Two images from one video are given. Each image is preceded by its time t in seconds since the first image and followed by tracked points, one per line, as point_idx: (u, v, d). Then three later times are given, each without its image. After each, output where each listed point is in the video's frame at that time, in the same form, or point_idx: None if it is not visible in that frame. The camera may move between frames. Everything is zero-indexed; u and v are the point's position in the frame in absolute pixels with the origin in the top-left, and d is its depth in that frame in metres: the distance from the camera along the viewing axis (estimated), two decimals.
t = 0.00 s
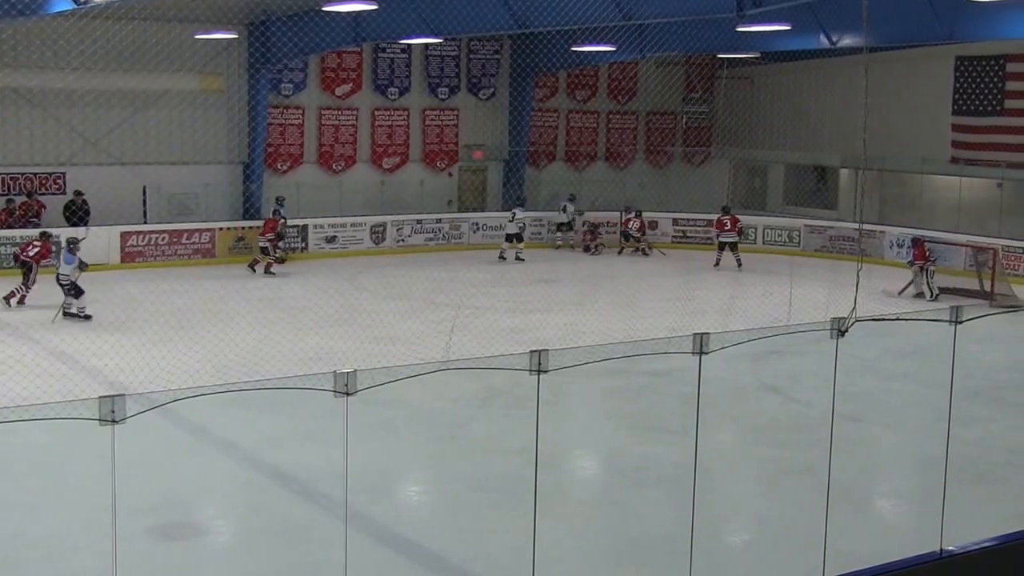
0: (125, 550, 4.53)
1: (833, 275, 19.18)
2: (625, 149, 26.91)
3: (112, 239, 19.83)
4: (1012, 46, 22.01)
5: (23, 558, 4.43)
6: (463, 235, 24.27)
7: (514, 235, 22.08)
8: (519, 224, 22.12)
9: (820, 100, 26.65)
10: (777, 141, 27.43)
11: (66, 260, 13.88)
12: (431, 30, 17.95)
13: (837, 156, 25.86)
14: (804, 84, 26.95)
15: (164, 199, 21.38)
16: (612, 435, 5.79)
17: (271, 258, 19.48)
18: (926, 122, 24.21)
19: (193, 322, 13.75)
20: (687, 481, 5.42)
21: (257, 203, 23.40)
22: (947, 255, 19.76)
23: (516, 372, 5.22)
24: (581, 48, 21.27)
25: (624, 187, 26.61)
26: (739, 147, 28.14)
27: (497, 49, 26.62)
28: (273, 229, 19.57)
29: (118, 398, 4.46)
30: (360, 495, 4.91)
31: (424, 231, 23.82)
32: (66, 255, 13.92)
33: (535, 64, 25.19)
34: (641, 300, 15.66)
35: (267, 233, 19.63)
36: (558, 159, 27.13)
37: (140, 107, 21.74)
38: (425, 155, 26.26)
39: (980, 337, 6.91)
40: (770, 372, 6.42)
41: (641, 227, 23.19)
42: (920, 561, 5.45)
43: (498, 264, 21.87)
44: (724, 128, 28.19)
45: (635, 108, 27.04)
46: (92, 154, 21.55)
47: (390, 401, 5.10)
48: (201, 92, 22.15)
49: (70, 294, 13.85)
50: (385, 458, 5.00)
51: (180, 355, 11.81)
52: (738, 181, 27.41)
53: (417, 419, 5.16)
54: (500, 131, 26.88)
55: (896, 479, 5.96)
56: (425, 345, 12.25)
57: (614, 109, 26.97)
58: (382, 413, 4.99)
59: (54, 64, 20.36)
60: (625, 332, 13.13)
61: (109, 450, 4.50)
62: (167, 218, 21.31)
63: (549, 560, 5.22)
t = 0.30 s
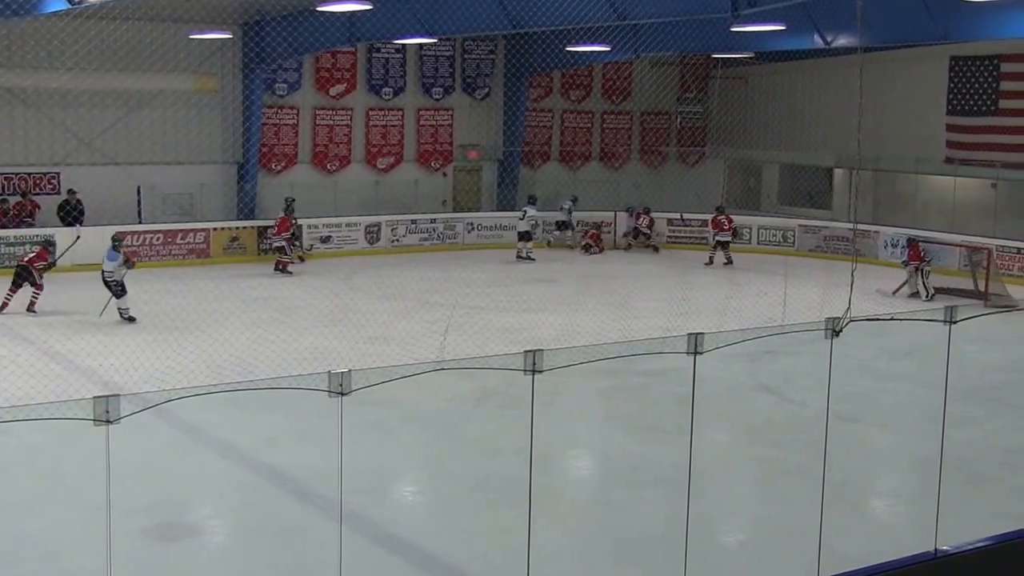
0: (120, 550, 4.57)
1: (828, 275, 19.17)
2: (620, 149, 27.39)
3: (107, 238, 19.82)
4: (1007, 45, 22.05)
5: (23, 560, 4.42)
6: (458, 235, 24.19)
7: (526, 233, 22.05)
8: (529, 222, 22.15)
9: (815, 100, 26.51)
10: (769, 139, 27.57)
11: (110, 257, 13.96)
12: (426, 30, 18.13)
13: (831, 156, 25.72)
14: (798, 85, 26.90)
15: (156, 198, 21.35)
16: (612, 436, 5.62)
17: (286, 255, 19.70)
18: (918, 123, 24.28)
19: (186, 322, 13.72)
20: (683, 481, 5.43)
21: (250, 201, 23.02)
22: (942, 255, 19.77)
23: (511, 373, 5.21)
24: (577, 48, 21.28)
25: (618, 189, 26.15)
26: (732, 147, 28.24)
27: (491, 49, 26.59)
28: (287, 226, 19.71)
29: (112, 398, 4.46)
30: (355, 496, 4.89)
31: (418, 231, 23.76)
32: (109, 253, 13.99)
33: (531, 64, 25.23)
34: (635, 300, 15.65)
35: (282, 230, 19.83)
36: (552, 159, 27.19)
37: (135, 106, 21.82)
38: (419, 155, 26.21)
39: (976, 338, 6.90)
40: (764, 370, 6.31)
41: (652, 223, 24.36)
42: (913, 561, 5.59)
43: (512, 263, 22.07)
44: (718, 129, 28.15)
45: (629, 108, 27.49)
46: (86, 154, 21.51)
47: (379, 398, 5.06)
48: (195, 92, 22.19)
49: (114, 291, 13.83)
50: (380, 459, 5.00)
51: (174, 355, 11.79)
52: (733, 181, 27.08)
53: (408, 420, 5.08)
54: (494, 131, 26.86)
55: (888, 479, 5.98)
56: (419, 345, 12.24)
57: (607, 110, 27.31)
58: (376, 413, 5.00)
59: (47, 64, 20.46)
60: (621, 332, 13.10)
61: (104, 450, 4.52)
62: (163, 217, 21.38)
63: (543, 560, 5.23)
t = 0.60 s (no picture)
0: (113, 550, 4.58)
1: (822, 275, 19.17)
2: (612, 149, 27.14)
3: (98, 239, 19.79)
4: (1000, 46, 22.09)
5: (23, 561, 4.39)
6: (451, 235, 24.19)
7: (536, 231, 22.22)
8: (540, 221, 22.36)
9: (807, 99, 26.49)
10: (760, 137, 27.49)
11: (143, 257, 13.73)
12: (418, 30, 17.85)
13: (824, 156, 25.78)
14: (790, 85, 26.85)
15: (148, 198, 21.64)
16: (606, 438, 5.55)
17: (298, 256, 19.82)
18: (908, 123, 24.34)
19: (178, 323, 13.69)
20: (676, 481, 5.45)
21: (243, 202, 23.45)
22: (936, 255, 19.83)
23: (503, 373, 5.24)
24: (571, 48, 21.29)
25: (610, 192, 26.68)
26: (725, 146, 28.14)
27: (484, 49, 26.46)
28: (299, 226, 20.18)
29: (105, 398, 4.48)
30: (348, 496, 4.90)
31: (411, 231, 23.79)
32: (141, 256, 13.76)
33: (523, 65, 25.26)
34: (627, 300, 15.64)
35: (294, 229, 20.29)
36: (546, 159, 27.10)
37: (127, 106, 21.77)
38: (412, 155, 26.21)
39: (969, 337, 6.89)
40: (757, 371, 6.21)
41: (650, 223, 24.45)
42: (907, 561, 5.65)
43: (523, 263, 22.12)
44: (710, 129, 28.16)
45: (622, 108, 27.41)
46: (79, 154, 21.45)
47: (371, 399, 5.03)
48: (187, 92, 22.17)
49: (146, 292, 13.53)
50: (372, 459, 5.00)
51: (168, 355, 11.78)
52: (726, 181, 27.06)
53: (401, 420, 5.05)
54: (487, 131, 26.86)
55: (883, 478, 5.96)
56: (413, 345, 12.24)
57: (601, 110, 27.26)
58: (368, 414, 5.00)
59: (39, 64, 20.41)
60: (614, 331, 13.10)
61: (97, 450, 4.53)
62: (155, 217, 21.71)
63: (536, 560, 5.26)
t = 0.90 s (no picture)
0: (103, 550, 4.58)
1: (813, 275, 19.16)
2: (603, 149, 27.34)
3: (90, 238, 19.73)
4: (993, 45, 22.11)
5: (24, 560, 4.42)
6: (442, 235, 24.16)
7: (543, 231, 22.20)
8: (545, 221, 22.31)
9: (798, 99, 26.49)
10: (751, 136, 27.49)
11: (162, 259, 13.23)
12: (409, 31, 17.88)
13: (815, 156, 25.73)
14: (782, 85, 26.86)
15: (139, 197, 21.74)
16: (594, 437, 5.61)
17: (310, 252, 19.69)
18: (899, 123, 24.31)
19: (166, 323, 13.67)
20: (667, 482, 5.45)
21: (235, 202, 23.13)
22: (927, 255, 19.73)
23: (495, 373, 5.24)
24: (561, 48, 21.30)
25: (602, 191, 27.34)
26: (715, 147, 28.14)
27: (475, 49, 26.56)
28: (309, 224, 20.16)
29: (96, 398, 4.49)
30: (338, 497, 4.90)
31: (402, 231, 23.65)
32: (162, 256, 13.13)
33: (515, 64, 25.32)
34: (618, 300, 15.62)
35: (305, 229, 20.27)
36: (537, 158, 26.97)
37: (120, 105, 21.87)
38: (403, 155, 26.12)
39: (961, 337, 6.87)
40: (748, 370, 6.10)
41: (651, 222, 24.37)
42: (900, 560, 5.74)
43: (533, 263, 22.14)
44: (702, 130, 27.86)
45: (613, 108, 27.45)
46: (70, 154, 21.44)
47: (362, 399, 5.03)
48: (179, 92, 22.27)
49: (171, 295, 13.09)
50: (362, 459, 4.96)
51: (159, 355, 11.79)
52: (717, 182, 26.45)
53: (392, 420, 5.03)
54: (479, 131, 26.74)
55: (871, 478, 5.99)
56: (404, 345, 12.23)
57: (591, 110, 27.34)
58: (358, 413, 4.97)
59: (30, 63, 20.34)
60: (605, 331, 13.09)
61: (89, 450, 4.55)
62: (146, 217, 21.82)
63: (527, 560, 5.25)
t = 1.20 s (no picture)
0: (94, 549, 4.58)
1: (805, 275, 19.06)
2: (593, 147, 27.01)
3: (79, 238, 19.76)
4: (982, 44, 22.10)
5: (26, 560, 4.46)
6: (431, 233, 23.88)
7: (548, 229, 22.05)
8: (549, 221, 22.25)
9: (788, 98, 26.50)
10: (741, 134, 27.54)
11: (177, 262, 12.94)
12: (398, 29, 18.20)
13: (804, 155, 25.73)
14: (772, 83, 26.81)
15: (129, 196, 22.10)
16: (584, 437, 5.57)
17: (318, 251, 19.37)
18: (883, 121, 24.36)
19: (150, 325, 13.62)
20: (657, 481, 5.48)
21: (225, 202, 23.15)
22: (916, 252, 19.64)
23: (484, 372, 5.22)
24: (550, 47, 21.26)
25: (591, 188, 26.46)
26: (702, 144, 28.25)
27: (464, 47, 26.56)
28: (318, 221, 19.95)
29: (85, 397, 4.48)
30: (328, 496, 4.90)
31: (391, 230, 23.40)
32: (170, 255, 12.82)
33: (503, 63, 25.40)
34: (608, 299, 15.57)
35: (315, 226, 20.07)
36: (525, 158, 27.22)
37: (108, 104, 21.70)
38: (392, 154, 26.11)
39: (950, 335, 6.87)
40: (739, 369, 6.03)
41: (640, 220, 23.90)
42: (891, 559, 5.82)
43: (535, 262, 21.75)
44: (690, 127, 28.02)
45: (603, 107, 27.20)
46: (59, 153, 21.41)
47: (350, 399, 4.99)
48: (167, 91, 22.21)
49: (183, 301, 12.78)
50: (351, 459, 4.96)
51: (146, 355, 11.77)
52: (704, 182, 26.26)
53: (382, 418, 5.02)
54: (468, 130, 26.80)
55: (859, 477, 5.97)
56: (394, 344, 12.19)
57: (581, 109, 27.16)
58: (346, 413, 4.96)
59: (20, 63, 20.45)
60: (594, 330, 13.04)
61: (77, 449, 4.55)
62: (134, 217, 22.19)
63: (517, 559, 5.27)
